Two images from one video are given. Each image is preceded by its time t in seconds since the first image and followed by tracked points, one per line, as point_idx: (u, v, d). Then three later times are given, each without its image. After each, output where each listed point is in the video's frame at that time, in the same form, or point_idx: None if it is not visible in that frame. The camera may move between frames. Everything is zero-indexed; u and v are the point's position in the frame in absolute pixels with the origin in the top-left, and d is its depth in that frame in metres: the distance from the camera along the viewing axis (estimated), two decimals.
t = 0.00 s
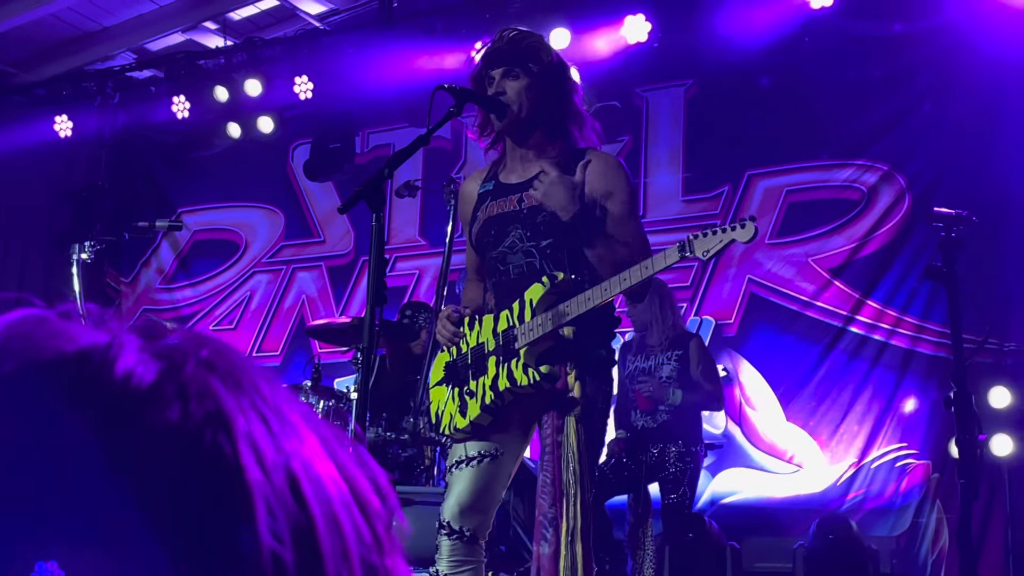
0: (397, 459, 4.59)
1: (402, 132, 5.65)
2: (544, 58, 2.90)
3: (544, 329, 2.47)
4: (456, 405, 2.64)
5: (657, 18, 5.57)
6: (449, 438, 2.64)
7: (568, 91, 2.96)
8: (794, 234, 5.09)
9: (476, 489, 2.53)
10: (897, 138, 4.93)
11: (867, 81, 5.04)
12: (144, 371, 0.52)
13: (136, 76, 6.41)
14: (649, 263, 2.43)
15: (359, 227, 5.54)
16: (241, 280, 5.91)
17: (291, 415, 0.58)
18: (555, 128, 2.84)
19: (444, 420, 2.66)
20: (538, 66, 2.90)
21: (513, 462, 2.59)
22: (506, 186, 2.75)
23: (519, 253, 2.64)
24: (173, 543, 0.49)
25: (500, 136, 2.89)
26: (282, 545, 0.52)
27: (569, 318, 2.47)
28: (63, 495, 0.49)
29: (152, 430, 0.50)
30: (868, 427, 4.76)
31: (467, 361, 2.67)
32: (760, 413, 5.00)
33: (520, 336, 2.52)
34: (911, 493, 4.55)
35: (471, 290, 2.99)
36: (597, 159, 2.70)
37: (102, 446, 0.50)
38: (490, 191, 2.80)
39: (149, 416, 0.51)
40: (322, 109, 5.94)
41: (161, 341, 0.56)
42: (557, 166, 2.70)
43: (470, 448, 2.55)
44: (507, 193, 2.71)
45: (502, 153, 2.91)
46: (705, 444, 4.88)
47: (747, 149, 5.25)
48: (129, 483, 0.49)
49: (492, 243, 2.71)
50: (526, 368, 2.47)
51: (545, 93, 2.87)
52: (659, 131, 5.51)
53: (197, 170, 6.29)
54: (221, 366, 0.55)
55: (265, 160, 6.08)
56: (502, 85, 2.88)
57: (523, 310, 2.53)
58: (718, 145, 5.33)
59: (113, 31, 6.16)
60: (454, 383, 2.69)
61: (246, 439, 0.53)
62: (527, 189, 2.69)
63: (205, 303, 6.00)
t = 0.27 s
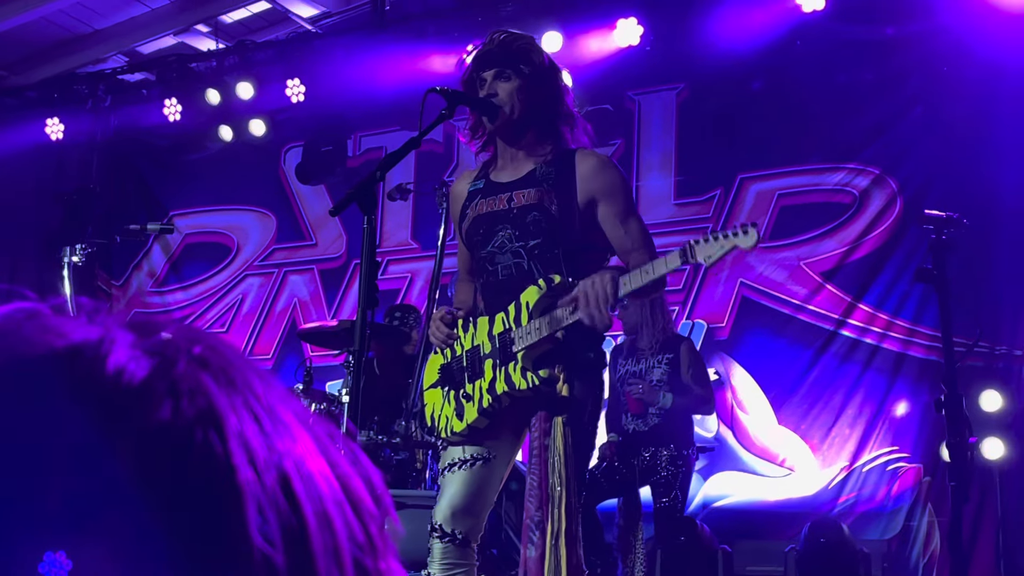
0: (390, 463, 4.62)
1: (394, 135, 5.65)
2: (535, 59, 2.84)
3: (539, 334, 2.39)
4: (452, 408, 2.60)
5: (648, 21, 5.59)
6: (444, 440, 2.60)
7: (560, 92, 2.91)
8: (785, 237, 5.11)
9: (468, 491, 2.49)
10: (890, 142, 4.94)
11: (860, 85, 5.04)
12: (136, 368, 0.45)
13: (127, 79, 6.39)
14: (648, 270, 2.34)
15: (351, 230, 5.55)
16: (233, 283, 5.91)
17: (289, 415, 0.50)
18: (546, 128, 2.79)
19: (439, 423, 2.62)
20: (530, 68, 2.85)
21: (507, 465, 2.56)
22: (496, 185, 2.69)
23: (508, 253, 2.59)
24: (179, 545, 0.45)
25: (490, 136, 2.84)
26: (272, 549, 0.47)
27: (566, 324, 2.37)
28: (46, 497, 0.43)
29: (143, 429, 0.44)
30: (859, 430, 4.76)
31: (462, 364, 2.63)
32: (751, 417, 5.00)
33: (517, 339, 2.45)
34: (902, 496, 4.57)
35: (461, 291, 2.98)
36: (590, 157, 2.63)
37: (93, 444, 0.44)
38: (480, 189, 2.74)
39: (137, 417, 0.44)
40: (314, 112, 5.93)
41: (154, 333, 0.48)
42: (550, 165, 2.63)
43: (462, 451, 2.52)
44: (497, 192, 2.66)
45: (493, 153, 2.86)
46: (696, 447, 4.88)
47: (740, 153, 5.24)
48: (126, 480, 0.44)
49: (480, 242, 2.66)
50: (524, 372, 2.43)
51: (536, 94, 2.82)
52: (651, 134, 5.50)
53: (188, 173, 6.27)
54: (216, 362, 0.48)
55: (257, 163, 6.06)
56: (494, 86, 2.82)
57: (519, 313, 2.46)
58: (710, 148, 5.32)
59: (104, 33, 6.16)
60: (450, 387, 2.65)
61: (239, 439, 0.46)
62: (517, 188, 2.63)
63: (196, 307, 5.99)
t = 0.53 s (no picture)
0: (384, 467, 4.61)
1: (388, 139, 5.65)
2: (534, 64, 2.80)
3: (541, 340, 2.43)
4: (447, 411, 2.60)
5: (642, 26, 5.60)
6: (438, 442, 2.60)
7: (557, 97, 2.87)
8: (780, 241, 5.10)
9: (464, 495, 2.47)
10: (882, 146, 4.96)
11: (852, 89, 5.06)
12: (153, 377, 0.49)
13: (122, 83, 6.41)
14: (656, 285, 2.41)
15: (345, 234, 5.53)
16: (227, 287, 5.91)
17: (294, 425, 0.55)
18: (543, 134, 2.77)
19: (435, 425, 2.62)
20: (528, 72, 2.80)
21: (500, 468, 2.55)
22: (493, 191, 2.68)
23: (506, 259, 2.60)
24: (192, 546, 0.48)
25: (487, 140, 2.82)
26: (290, 550, 0.51)
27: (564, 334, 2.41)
28: (70, 500, 0.46)
29: (160, 435, 0.48)
30: (853, 434, 4.77)
31: (457, 366, 2.62)
32: (745, 421, 5.01)
33: (517, 346, 2.47)
34: (896, 500, 4.56)
35: (455, 293, 2.97)
36: (588, 166, 2.63)
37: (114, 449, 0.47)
38: (477, 193, 2.73)
39: (155, 422, 0.48)
40: (308, 117, 5.93)
41: (163, 342, 0.52)
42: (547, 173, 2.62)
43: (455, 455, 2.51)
44: (495, 197, 2.65)
45: (490, 157, 2.84)
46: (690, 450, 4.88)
47: (733, 157, 5.26)
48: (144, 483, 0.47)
49: (477, 246, 2.66)
50: (524, 380, 2.44)
51: (534, 99, 2.79)
52: (645, 138, 5.53)
53: (183, 177, 6.28)
54: (227, 374, 0.52)
55: (253, 167, 6.07)
56: (491, 91, 2.79)
57: (519, 320, 2.47)
58: (704, 152, 5.34)
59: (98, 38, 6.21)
60: (445, 389, 2.64)
61: (255, 444, 0.50)
62: (515, 194, 2.62)
63: (191, 311, 5.99)
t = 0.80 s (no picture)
0: (378, 470, 4.63)
1: (383, 142, 5.64)
2: (527, 64, 2.78)
3: (538, 343, 2.38)
4: (445, 414, 2.58)
5: (636, 27, 5.60)
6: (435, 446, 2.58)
7: (551, 97, 2.86)
8: (775, 243, 5.10)
9: (460, 498, 2.46)
10: (877, 148, 4.96)
11: (848, 91, 5.05)
12: (144, 374, 0.44)
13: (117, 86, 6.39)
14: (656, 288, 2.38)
15: (339, 236, 5.53)
16: (222, 290, 5.89)
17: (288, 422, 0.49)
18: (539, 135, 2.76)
19: (431, 429, 2.61)
20: (521, 73, 2.79)
21: (496, 472, 2.53)
22: (489, 194, 2.68)
23: (503, 261, 2.57)
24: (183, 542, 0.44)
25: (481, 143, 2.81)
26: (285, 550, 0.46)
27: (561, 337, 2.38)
28: (58, 502, 0.42)
29: (152, 437, 0.43)
30: (848, 436, 4.77)
31: (456, 369, 2.59)
32: (742, 423, 4.99)
33: (515, 348, 2.42)
34: (892, 502, 4.57)
35: (448, 296, 2.98)
36: (584, 168, 2.62)
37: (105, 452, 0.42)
38: (473, 196, 2.72)
39: (145, 423, 0.43)
40: (303, 119, 5.93)
41: (150, 340, 0.46)
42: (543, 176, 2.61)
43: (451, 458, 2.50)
44: (491, 200, 2.65)
45: (485, 159, 2.83)
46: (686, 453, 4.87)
47: (729, 159, 5.25)
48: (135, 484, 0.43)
49: (473, 249, 2.64)
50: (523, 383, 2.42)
51: (528, 100, 2.77)
52: (640, 140, 5.52)
53: (177, 180, 6.25)
54: (220, 370, 0.46)
55: (247, 170, 6.06)
56: (484, 93, 2.78)
57: (518, 322, 2.44)
58: (699, 154, 5.34)
59: (93, 40, 6.19)
60: (443, 392, 2.62)
61: (249, 442, 0.45)
62: (512, 197, 2.61)
63: (185, 314, 5.98)
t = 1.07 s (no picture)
0: (378, 472, 4.60)
1: (382, 144, 5.62)
2: (524, 66, 2.79)
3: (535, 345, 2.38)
4: (445, 416, 2.58)
5: (634, 29, 5.61)
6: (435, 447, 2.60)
7: (549, 98, 2.87)
8: (774, 244, 5.11)
9: (460, 500, 2.49)
10: (874, 149, 4.97)
11: (845, 93, 5.06)
12: (131, 369, 0.47)
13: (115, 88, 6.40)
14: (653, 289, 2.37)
15: (338, 238, 5.53)
16: (220, 292, 5.89)
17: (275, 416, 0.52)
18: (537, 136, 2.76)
19: (432, 430, 2.61)
20: (518, 74, 2.79)
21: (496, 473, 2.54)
22: (489, 195, 2.68)
23: (501, 264, 2.57)
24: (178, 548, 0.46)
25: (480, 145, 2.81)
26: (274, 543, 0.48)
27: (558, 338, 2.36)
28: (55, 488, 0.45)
29: (141, 430, 0.45)
30: (847, 437, 4.77)
31: (455, 370, 2.60)
32: (740, 425, 5.00)
33: (513, 350, 2.42)
34: (891, 503, 4.57)
35: (449, 298, 2.98)
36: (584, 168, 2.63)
37: (97, 446, 0.45)
38: (473, 198, 2.72)
39: (135, 415, 0.46)
40: (302, 121, 5.92)
41: (138, 338, 0.50)
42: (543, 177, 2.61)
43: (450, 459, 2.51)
44: (491, 201, 2.64)
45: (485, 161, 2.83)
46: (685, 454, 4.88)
47: (727, 161, 5.26)
48: (125, 483, 0.46)
49: (473, 251, 2.64)
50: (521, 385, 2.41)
51: (525, 101, 2.77)
52: (638, 142, 5.52)
53: (175, 182, 6.23)
54: (207, 367, 0.50)
55: (245, 172, 6.05)
56: (482, 95, 2.78)
57: (516, 323, 2.44)
58: (697, 156, 5.35)
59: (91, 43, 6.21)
60: (442, 393, 2.62)
61: (236, 436, 0.48)
62: (512, 198, 2.61)
63: (183, 316, 5.98)
